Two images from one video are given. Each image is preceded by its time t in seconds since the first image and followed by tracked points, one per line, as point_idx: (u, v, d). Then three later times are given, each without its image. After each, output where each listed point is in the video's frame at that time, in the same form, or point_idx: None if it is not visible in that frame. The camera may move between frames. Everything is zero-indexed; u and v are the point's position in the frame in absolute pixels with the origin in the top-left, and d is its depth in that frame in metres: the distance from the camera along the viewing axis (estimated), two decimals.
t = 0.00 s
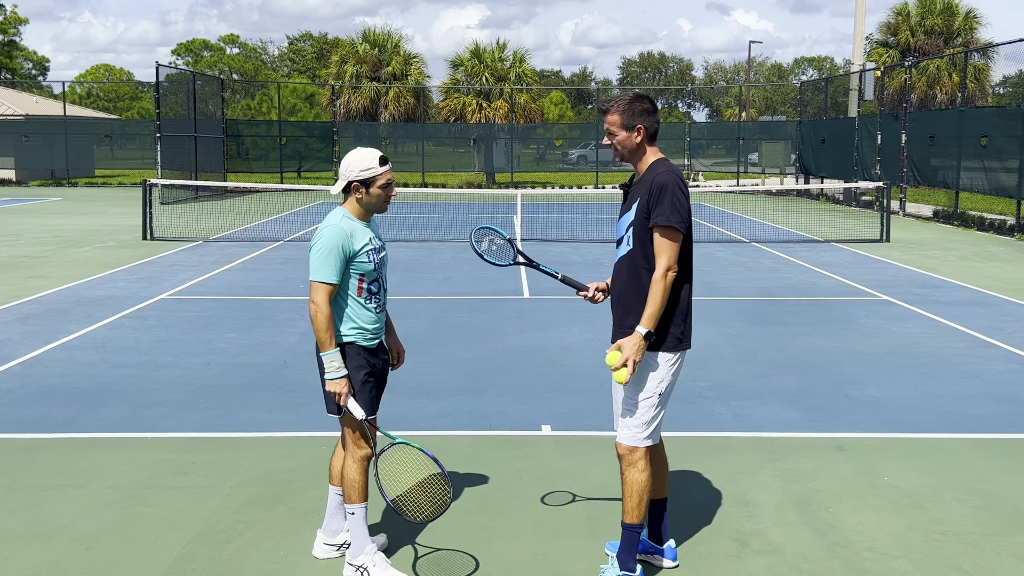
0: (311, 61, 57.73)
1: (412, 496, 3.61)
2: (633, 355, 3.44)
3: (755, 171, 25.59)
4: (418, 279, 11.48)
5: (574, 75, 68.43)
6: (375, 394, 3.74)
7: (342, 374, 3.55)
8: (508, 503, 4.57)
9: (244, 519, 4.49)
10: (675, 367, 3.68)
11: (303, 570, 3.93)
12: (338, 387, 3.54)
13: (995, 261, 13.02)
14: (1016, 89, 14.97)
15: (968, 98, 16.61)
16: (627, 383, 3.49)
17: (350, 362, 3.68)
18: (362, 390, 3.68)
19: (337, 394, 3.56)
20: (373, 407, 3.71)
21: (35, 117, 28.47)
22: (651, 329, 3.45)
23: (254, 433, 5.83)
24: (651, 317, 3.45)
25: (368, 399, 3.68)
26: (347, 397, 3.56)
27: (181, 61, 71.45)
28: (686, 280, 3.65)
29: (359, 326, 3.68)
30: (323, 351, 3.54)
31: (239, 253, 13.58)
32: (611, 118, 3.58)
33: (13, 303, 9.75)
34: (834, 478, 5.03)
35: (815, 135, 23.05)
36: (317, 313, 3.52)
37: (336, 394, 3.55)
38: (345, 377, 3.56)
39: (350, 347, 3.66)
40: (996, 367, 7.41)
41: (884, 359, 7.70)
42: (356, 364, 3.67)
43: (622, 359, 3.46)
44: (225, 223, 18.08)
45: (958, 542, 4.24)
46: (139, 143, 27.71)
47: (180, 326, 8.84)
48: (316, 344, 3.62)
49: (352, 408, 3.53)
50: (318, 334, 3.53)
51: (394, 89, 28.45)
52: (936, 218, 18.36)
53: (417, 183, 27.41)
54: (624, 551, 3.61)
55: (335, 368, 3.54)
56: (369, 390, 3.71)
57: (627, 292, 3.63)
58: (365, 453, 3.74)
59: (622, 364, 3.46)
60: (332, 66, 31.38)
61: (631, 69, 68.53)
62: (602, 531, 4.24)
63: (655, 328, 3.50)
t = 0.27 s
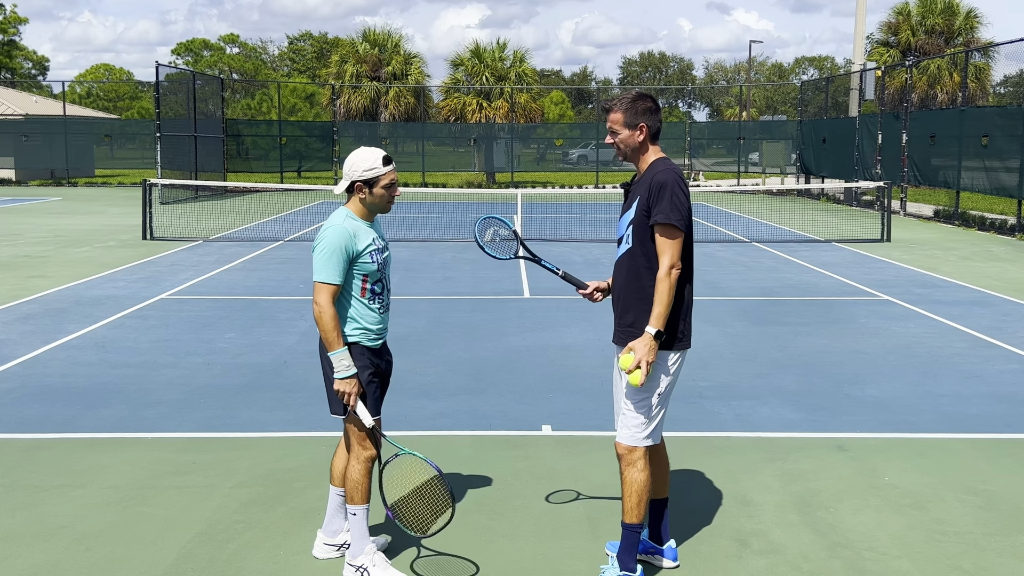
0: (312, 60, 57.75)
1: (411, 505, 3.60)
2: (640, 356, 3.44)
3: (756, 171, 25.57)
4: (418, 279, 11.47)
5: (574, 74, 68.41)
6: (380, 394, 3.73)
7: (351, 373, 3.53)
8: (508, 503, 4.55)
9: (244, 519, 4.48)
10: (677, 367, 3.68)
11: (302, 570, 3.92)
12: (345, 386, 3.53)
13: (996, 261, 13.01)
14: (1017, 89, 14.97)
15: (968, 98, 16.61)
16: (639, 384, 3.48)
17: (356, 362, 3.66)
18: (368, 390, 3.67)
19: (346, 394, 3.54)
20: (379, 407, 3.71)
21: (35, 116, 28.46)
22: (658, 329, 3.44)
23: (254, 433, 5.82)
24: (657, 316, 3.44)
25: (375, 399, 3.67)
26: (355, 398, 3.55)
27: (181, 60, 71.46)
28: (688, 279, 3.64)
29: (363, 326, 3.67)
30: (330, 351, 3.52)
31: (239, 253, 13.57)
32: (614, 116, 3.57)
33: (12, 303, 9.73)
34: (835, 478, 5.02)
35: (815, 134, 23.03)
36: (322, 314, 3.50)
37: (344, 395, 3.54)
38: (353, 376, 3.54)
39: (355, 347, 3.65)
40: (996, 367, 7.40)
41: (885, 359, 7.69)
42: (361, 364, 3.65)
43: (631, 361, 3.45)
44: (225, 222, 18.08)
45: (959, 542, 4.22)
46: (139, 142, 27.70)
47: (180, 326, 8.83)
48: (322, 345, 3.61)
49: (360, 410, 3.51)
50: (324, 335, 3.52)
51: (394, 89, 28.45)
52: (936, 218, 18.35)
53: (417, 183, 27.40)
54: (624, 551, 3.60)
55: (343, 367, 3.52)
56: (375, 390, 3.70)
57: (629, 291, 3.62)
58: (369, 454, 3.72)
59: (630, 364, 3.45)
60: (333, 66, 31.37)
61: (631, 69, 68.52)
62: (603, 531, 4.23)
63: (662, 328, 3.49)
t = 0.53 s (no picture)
0: (312, 60, 57.75)
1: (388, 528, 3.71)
2: (644, 356, 3.43)
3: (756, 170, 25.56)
4: (418, 279, 11.47)
5: (574, 74, 68.40)
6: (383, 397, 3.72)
7: (354, 377, 3.51)
8: (508, 503, 4.54)
9: (244, 519, 4.47)
10: (677, 366, 3.67)
11: (302, 570, 3.92)
12: (348, 390, 3.51)
13: (997, 261, 13.00)
14: (1017, 88, 14.96)
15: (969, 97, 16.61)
16: (645, 384, 3.46)
17: (360, 363, 3.65)
18: (371, 393, 3.65)
19: (346, 398, 3.52)
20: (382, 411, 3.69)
21: (35, 116, 28.45)
22: (662, 329, 3.43)
23: (254, 433, 5.81)
24: (662, 316, 3.43)
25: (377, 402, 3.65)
26: (354, 402, 3.52)
27: (181, 60, 71.43)
28: (689, 278, 3.63)
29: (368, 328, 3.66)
30: (334, 353, 3.51)
31: (239, 253, 13.57)
32: (615, 114, 3.56)
33: (12, 302, 9.72)
34: (835, 478, 5.01)
35: (816, 134, 23.02)
36: (328, 314, 3.49)
37: (345, 399, 3.52)
38: (356, 380, 3.53)
39: (361, 347, 3.64)
40: (997, 367, 7.39)
41: (886, 358, 7.68)
42: (366, 365, 3.64)
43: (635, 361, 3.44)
44: (225, 222, 18.07)
45: (960, 542, 4.22)
46: (139, 142, 27.70)
47: (180, 326, 8.83)
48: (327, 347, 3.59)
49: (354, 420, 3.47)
50: (330, 337, 3.51)
51: (394, 89, 28.45)
52: (937, 218, 18.34)
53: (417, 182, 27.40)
54: (624, 551, 3.59)
55: (347, 370, 3.50)
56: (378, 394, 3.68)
57: (630, 291, 3.61)
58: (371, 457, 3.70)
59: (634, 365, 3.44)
60: (333, 66, 31.36)
61: (631, 69, 68.53)
62: (603, 531, 4.22)
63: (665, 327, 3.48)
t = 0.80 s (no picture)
0: (312, 60, 57.75)
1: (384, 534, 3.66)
2: (642, 355, 3.41)
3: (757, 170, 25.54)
4: (418, 279, 11.45)
5: (575, 74, 68.37)
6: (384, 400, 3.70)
7: (350, 380, 3.49)
8: (508, 503, 4.53)
9: (244, 520, 4.46)
10: (678, 366, 3.65)
11: (302, 570, 3.90)
12: (344, 392, 3.50)
13: (998, 261, 12.98)
14: (1018, 88, 14.95)
15: (969, 97, 16.60)
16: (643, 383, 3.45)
17: (358, 365, 3.63)
18: (370, 395, 3.64)
19: (342, 402, 3.51)
20: (381, 414, 3.67)
21: (35, 116, 28.44)
22: (660, 328, 3.41)
23: (254, 432, 5.80)
24: (660, 315, 3.42)
25: (376, 404, 3.64)
26: (350, 406, 3.52)
27: (181, 60, 71.42)
28: (689, 279, 3.62)
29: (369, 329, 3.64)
30: (331, 356, 3.49)
31: (239, 253, 13.56)
32: (615, 114, 3.54)
33: (11, 302, 9.71)
34: (835, 478, 5.00)
35: (816, 133, 23.00)
36: (326, 317, 3.48)
37: (340, 402, 3.51)
38: (352, 384, 3.51)
39: (360, 350, 3.63)
40: (998, 367, 7.38)
41: (886, 358, 7.66)
42: (365, 368, 3.63)
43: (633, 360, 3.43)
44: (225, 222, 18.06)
45: (961, 542, 4.20)
46: (139, 142, 27.69)
47: (180, 326, 8.82)
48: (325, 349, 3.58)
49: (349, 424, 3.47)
50: (327, 338, 3.49)
51: (394, 88, 28.45)
52: (938, 217, 18.32)
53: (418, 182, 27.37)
54: (625, 551, 3.57)
55: (342, 374, 3.48)
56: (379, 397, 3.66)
57: (629, 291, 3.60)
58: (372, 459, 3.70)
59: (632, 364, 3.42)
60: (333, 65, 31.34)
61: (631, 68, 68.50)
62: (604, 531, 4.21)
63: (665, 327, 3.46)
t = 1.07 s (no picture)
0: (312, 59, 57.74)
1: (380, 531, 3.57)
2: (645, 355, 3.40)
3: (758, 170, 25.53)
4: (419, 279, 11.44)
5: (575, 73, 68.35)
6: (386, 404, 3.69)
7: (351, 386, 3.49)
8: (508, 503, 4.52)
9: (244, 520, 4.45)
10: (680, 366, 3.64)
11: (302, 570, 3.89)
12: (345, 398, 3.50)
13: (998, 260, 12.97)
14: (1019, 88, 14.93)
15: (970, 97, 16.58)
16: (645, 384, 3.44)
17: (359, 370, 3.62)
18: (372, 399, 3.63)
19: (343, 408, 3.51)
20: (382, 418, 3.66)
21: (35, 116, 28.42)
22: (663, 329, 3.40)
23: (253, 433, 5.79)
24: (663, 315, 3.40)
25: (376, 408, 3.62)
26: (352, 412, 3.52)
27: (180, 60, 71.40)
28: (690, 279, 3.61)
29: (370, 334, 3.63)
30: (331, 362, 3.48)
31: (239, 252, 13.55)
32: (614, 115, 3.53)
33: (11, 302, 9.69)
34: (836, 478, 4.99)
35: (817, 133, 22.99)
36: (325, 322, 3.47)
37: (342, 409, 3.51)
38: (352, 390, 3.51)
39: (361, 353, 3.62)
40: (998, 367, 7.36)
41: (887, 358, 7.65)
42: (366, 372, 3.62)
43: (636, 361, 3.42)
44: (225, 221, 18.05)
45: (961, 542, 4.19)
46: (139, 141, 27.68)
47: (180, 326, 8.80)
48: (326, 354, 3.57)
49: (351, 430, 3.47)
50: (327, 344, 3.48)
51: (394, 88, 28.44)
52: (939, 217, 18.30)
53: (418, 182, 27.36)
54: (626, 551, 3.56)
55: (342, 380, 3.48)
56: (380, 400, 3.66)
57: (631, 291, 3.58)
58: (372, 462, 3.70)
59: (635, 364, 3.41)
60: (333, 65, 31.33)
61: (631, 68, 68.47)
62: (605, 531, 4.20)
63: (667, 327, 3.45)
